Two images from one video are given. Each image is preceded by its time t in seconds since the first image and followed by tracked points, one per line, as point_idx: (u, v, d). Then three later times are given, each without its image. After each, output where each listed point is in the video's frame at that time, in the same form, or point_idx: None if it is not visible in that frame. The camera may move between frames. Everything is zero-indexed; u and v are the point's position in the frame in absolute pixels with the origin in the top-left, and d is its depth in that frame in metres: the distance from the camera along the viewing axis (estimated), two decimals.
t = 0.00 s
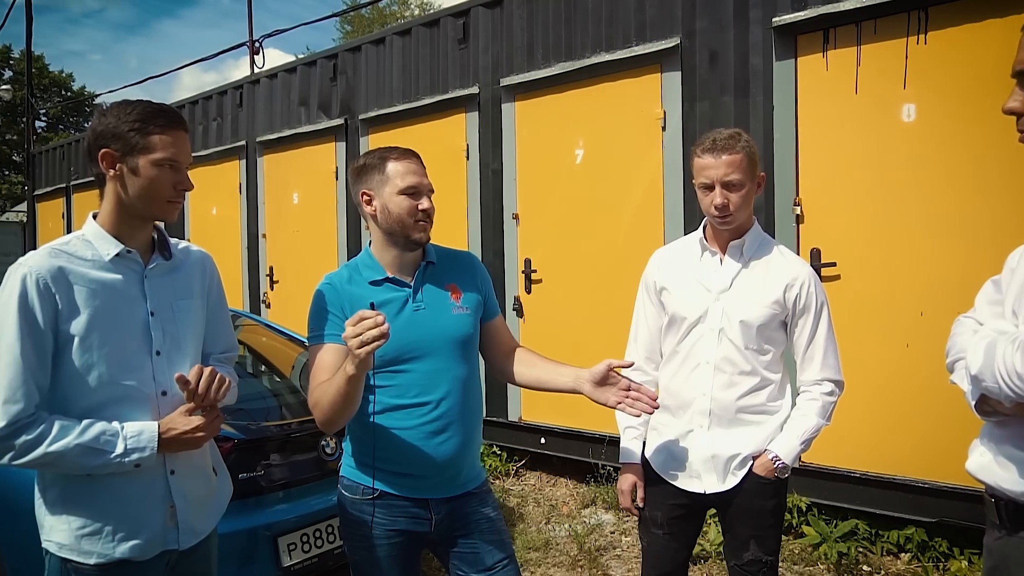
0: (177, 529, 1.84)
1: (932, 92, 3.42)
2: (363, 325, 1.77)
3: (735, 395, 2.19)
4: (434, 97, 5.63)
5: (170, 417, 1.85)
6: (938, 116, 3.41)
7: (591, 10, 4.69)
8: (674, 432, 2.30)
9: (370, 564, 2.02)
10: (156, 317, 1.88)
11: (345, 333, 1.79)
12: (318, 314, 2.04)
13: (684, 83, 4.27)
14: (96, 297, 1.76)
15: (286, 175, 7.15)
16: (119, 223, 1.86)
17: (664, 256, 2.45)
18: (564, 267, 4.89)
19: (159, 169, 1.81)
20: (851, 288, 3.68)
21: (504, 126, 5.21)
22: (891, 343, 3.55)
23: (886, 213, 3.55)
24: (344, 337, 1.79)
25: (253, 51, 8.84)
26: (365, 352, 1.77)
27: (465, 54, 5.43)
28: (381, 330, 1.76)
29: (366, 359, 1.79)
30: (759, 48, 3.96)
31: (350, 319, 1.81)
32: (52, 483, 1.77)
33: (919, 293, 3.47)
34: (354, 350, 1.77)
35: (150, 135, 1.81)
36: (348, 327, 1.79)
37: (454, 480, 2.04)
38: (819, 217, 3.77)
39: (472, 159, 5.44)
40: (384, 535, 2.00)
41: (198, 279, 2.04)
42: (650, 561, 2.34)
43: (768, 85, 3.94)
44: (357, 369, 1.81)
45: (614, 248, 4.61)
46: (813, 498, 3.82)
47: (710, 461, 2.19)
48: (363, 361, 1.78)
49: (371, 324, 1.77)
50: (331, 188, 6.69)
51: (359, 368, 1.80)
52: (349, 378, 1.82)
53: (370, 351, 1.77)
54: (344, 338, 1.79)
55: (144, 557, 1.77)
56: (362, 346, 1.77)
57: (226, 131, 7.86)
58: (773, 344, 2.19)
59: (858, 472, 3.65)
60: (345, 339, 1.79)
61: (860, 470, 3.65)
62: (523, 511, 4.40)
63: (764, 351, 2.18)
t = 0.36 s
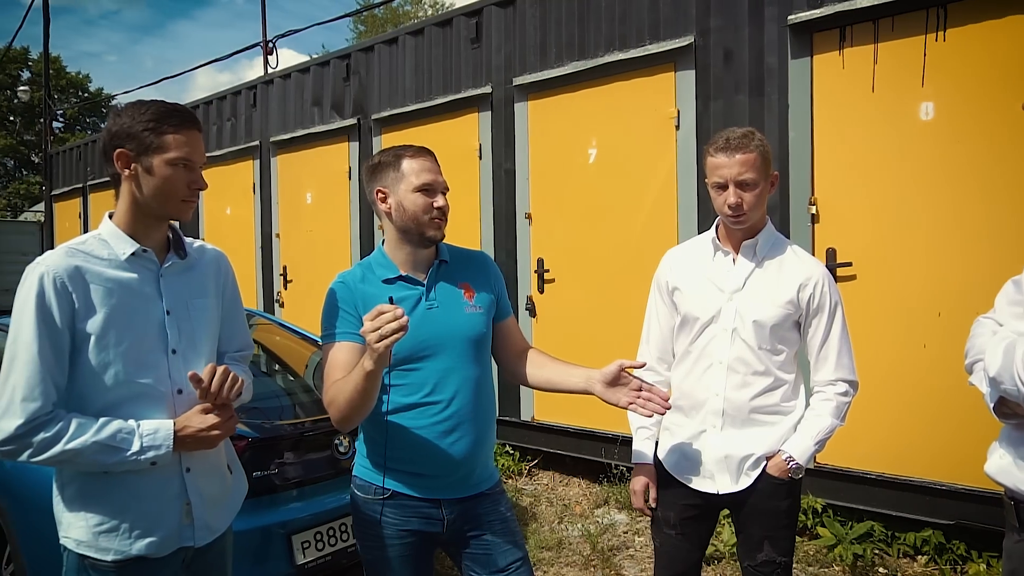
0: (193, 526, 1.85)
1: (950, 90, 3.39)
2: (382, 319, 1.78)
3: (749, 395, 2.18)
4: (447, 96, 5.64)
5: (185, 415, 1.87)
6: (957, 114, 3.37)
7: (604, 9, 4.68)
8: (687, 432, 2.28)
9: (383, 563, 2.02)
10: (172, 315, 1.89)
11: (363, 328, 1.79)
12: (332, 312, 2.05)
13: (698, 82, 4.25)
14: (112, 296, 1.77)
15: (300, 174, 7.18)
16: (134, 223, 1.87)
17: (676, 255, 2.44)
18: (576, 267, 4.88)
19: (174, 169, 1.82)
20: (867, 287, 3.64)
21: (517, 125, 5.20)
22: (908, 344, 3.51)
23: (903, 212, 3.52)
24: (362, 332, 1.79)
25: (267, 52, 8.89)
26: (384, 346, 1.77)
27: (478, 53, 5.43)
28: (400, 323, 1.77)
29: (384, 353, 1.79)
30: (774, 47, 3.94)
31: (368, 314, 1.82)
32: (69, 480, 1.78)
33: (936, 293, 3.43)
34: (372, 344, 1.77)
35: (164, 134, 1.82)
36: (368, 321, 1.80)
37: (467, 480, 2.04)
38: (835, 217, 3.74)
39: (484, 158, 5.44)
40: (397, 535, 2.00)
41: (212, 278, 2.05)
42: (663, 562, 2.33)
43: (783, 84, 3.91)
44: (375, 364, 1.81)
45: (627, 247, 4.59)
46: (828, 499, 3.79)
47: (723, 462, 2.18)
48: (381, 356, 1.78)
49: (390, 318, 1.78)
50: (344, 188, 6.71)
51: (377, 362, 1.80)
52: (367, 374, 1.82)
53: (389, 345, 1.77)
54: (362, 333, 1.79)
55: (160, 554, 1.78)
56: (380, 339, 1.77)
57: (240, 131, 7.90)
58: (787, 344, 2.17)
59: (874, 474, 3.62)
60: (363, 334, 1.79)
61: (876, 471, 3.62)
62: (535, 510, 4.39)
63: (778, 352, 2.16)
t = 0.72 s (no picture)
0: (207, 524, 1.86)
1: (967, 88, 3.35)
2: (415, 309, 1.78)
3: (761, 396, 2.16)
4: (458, 96, 5.64)
5: (198, 413, 1.87)
6: (974, 113, 3.33)
7: (616, 8, 4.66)
8: (699, 433, 2.27)
9: (395, 562, 2.02)
10: (186, 314, 1.90)
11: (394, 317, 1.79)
12: (347, 310, 2.05)
13: (711, 81, 4.23)
14: (127, 295, 1.78)
15: (312, 174, 7.20)
16: (150, 222, 1.88)
17: (688, 256, 2.42)
18: (588, 266, 4.87)
19: (189, 168, 1.83)
20: (881, 288, 3.61)
21: (529, 124, 5.20)
22: (923, 345, 3.48)
23: (918, 212, 3.48)
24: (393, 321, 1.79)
25: (279, 52, 8.93)
26: (416, 335, 1.77)
27: (490, 53, 5.43)
28: (434, 312, 1.78)
29: (414, 344, 1.79)
30: (788, 46, 3.91)
31: (400, 305, 1.82)
32: (84, 477, 1.79)
33: (952, 294, 3.40)
34: (404, 333, 1.77)
35: (179, 134, 1.83)
36: (400, 311, 1.79)
37: (479, 479, 2.04)
38: (850, 216, 3.71)
39: (496, 158, 5.44)
40: (409, 534, 2.00)
41: (226, 278, 2.06)
42: (675, 563, 2.32)
43: (797, 83, 3.88)
44: (403, 355, 1.80)
45: (639, 247, 4.57)
46: (841, 501, 3.76)
47: (735, 463, 2.17)
48: (411, 346, 1.78)
49: (425, 308, 1.78)
50: (356, 187, 6.73)
51: (405, 352, 1.79)
52: (393, 365, 1.81)
53: (421, 335, 1.77)
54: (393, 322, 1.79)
55: (174, 551, 1.79)
56: (413, 329, 1.77)
57: (253, 131, 7.94)
58: (800, 344, 2.15)
59: (888, 475, 3.59)
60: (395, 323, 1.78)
61: (890, 473, 3.59)
62: (546, 510, 4.39)
63: (791, 352, 2.15)
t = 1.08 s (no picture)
0: (221, 522, 1.87)
1: (984, 87, 3.31)
2: (472, 280, 1.86)
3: (775, 397, 2.14)
4: (471, 96, 5.64)
5: (213, 411, 1.88)
6: (992, 112, 3.29)
7: (629, 7, 4.65)
8: (712, 434, 2.26)
9: (408, 561, 2.02)
10: (201, 313, 1.91)
11: (449, 287, 1.86)
12: (364, 304, 2.06)
13: (724, 80, 4.21)
14: (144, 294, 1.80)
15: (325, 173, 7.23)
16: (166, 222, 1.89)
17: (701, 256, 2.41)
18: (600, 266, 4.86)
19: (206, 169, 1.84)
20: (896, 288, 3.58)
21: (541, 124, 5.19)
22: (938, 346, 3.45)
23: (934, 211, 3.45)
24: (448, 290, 1.85)
25: (292, 52, 8.97)
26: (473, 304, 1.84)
27: (502, 53, 5.43)
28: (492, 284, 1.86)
29: (467, 314, 1.85)
30: (802, 44, 3.89)
31: (455, 279, 1.90)
32: (100, 475, 1.80)
33: (968, 294, 3.37)
34: (460, 301, 1.84)
35: (197, 134, 1.84)
36: (454, 282, 1.87)
37: (492, 478, 2.03)
38: (864, 216, 3.68)
39: (508, 157, 5.44)
40: (422, 532, 2.01)
41: (241, 277, 2.07)
42: (687, 564, 2.32)
43: (812, 81, 3.86)
44: (451, 326, 1.84)
45: (652, 247, 4.56)
46: (855, 503, 3.74)
47: (748, 464, 2.16)
48: (464, 314, 1.84)
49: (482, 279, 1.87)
50: (369, 187, 6.75)
51: (456, 323, 1.84)
52: (439, 337, 1.84)
53: (477, 304, 1.85)
54: (446, 292, 1.86)
55: (188, 549, 1.81)
56: (469, 298, 1.84)
57: (266, 130, 7.98)
58: (814, 345, 2.14)
59: (902, 477, 3.56)
60: (450, 292, 1.85)
61: (904, 476, 3.56)
62: (558, 510, 4.39)
63: (805, 353, 2.13)
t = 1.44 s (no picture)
0: (234, 520, 1.88)
1: (1001, 86, 3.28)
2: (496, 274, 1.89)
3: (787, 398, 2.13)
4: (483, 95, 5.64)
5: (227, 410, 1.89)
6: (1010, 111, 3.26)
7: (643, 7, 4.64)
8: (723, 435, 2.24)
9: (419, 560, 2.02)
10: (215, 312, 1.92)
11: (474, 280, 1.88)
12: (379, 304, 2.07)
13: (738, 79, 4.19)
14: (159, 292, 1.81)
15: (337, 172, 7.26)
16: (181, 221, 1.90)
17: (714, 255, 2.39)
18: (612, 265, 4.85)
19: (222, 168, 1.85)
20: (911, 289, 3.55)
21: (553, 123, 5.19)
22: (954, 347, 3.42)
23: (951, 211, 3.42)
24: (473, 283, 1.87)
25: (306, 52, 9.01)
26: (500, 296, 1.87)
27: (515, 52, 5.43)
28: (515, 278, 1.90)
29: (492, 307, 1.87)
30: (817, 43, 3.86)
31: (479, 272, 1.92)
32: (115, 472, 1.82)
33: (984, 295, 3.33)
34: (486, 293, 1.86)
35: (213, 134, 1.85)
36: (479, 276, 1.89)
37: (505, 478, 2.03)
38: (879, 216, 3.65)
39: (521, 157, 5.44)
40: (436, 532, 2.01)
41: (255, 276, 2.08)
42: (698, 565, 2.31)
43: (827, 80, 3.83)
44: (475, 320, 1.85)
45: (664, 246, 4.54)
46: (868, 504, 3.72)
47: (760, 465, 2.15)
48: (491, 307, 1.86)
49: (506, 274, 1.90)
50: (381, 186, 6.77)
51: (481, 315, 1.86)
52: (464, 331, 1.85)
53: (502, 296, 1.87)
54: (472, 285, 1.87)
55: (202, 546, 1.82)
56: (494, 290, 1.87)
57: (279, 130, 8.01)
58: (827, 346, 2.12)
59: (917, 479, 3.53)
60: (475, 285, 1.87)
61: (919, 478, 3.53)
62: (569, 509, 4.38)
63: (818, 353, 2.11)
